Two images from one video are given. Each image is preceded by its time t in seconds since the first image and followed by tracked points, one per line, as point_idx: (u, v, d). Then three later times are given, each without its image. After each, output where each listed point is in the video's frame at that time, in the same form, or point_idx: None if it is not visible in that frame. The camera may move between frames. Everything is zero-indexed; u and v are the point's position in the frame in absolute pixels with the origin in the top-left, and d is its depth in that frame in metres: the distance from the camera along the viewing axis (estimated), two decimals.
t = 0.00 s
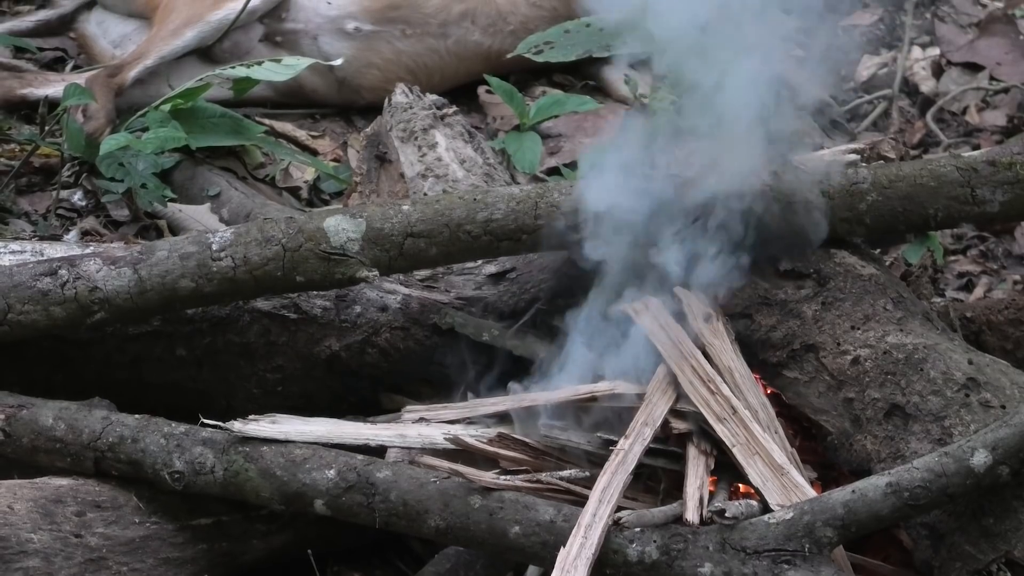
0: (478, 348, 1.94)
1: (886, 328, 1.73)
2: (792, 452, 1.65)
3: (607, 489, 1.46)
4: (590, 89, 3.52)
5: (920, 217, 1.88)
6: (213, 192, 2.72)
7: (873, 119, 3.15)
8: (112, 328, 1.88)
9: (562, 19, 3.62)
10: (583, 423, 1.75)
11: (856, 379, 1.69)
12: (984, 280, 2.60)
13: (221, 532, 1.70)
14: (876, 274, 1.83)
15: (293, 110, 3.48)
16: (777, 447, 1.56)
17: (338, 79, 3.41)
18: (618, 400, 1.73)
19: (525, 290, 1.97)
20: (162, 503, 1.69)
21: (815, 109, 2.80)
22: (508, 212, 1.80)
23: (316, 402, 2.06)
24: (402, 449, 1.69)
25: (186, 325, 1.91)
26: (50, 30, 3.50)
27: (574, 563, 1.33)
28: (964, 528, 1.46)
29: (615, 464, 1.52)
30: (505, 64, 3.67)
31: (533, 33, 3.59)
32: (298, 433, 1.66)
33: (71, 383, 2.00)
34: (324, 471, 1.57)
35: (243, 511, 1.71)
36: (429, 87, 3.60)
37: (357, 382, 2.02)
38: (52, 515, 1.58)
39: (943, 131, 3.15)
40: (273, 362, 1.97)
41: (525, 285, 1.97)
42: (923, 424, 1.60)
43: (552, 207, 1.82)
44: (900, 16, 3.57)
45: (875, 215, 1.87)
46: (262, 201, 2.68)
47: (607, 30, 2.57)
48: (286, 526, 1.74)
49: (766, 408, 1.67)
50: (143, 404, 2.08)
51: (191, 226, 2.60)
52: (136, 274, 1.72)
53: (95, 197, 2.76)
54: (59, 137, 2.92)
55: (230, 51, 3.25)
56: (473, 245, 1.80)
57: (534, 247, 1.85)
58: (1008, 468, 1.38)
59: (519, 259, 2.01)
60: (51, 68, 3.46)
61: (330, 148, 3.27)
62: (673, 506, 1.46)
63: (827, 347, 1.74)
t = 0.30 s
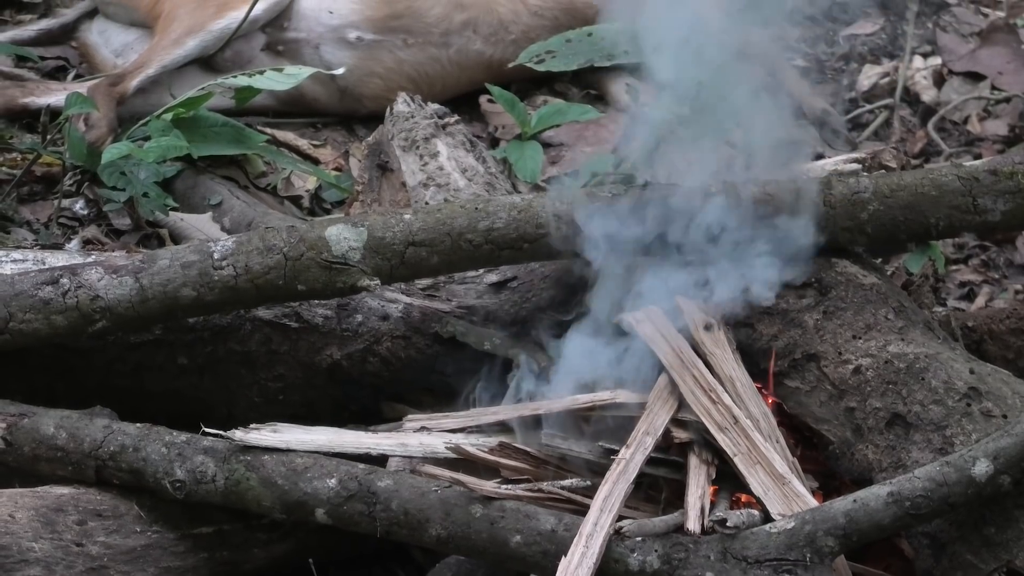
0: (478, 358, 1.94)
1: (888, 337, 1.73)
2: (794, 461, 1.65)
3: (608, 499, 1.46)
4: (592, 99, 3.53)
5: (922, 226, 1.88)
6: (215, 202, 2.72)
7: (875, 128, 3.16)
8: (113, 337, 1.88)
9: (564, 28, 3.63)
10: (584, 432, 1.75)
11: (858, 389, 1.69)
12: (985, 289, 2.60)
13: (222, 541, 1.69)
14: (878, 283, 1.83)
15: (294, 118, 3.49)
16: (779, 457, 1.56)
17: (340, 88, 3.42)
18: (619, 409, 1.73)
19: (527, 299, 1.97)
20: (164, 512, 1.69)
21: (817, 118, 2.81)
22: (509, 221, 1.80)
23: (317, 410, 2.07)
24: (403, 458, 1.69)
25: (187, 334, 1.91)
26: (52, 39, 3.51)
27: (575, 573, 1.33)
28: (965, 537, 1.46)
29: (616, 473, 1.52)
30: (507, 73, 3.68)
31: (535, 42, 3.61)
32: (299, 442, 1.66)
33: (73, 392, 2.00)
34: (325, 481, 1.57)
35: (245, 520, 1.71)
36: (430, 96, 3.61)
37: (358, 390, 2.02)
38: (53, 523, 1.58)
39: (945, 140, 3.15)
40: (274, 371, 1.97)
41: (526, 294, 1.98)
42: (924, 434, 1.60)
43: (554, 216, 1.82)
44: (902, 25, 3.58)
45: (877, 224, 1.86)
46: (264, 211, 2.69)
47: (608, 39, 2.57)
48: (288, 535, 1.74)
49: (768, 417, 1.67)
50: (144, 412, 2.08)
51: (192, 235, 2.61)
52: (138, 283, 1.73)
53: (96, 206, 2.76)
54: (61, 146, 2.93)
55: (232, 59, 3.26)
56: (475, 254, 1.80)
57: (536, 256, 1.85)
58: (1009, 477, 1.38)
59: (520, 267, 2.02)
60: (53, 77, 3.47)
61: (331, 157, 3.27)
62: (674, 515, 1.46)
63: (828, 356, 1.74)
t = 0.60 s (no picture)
0: (482, 372, 1.95)
1: (890, 351, 1.73)
2: (797, 474, 1.65)
3: (612, 512, 1.46)
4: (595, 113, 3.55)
5: (925, 239, 1.88)
6: (219, 215, 2.73)
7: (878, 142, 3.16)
8: (116, 350, 1.87)
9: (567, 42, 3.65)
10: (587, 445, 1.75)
11: (861, 403, 1.69)
12: (988, 303, 2.61)
13: (225, 555, 1.69)
14: (880, 297, 1.84)
15: (298, 132, 3.51)
16: (781, 470, 1.56)
17: (343, 102, 3.44)
18: (622, 423, 1.73)
19: (530, 312, 1.98)
20: (167, 525, 1.69)
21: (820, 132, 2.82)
22: (513, 234, 1.80)
23: (320, 424, 2.06)
24: (406, 472, 1.69)
25: (190, 347, 1.90)
26: (56, 52, 3.52)
27: None
28: (968, 551, 1.45)
29: (620, 486, 1.52)
30: (511, 87, 3.70)
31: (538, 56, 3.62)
32: (302, 456, 1.66)
33: (76, 405, 2.00)
34: (328, 494, 1.57)
35: (247, 533, 1.71)
36: (434, 109, 3.63)
37: (361, 404, 2.02)
38: (56, 536, 1.57)
39: (948, 154, 3.16)
40: (277, 385, 1.97)
41: (530, 308, 1.98)
42: (927, 447, 1.60)
43: (557, 230, 1.82)
44: (904, 39, 3.59)
45: (880, 238, 1.87)
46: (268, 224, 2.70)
47: (611, 53, 2.59)
48: (290, 548, 1.73)
49: (771, 431, 1.67)
50: (147, 426, 2.08)
51: (195, 249, 2.61)
52: (141, 296, 1.73)
53: (100, 220, 2.77)
54: (64, 159, 2.94)
55: (235, 73, 3.28)
56: (479, 267, 1.81)
57: (539, 270, 1.85)
58: (1013, 491, 1.37)
59: (523, 281, 2.01)
60: (56, 91, 3.49)
61: (335, 171, 3.29)
62: (678, 529, 1.46)
63: (831, 370, 1.75)
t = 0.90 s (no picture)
0: (487, 385, 1.95)
1: (896, 364, 1.73)
2: (803, 488, 1.64)
3: (617, 526, 1.46)
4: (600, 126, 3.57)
5: (931, 253, 1.88)
6: (225, 228, 2.75)
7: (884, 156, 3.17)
8: (122, 363, 1.88)
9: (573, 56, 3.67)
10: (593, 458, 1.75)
11: (867, 417, 1.69)
12: (994, 317, 2.60)
13: (230, 567, 1.70)
14: (886, 311, 1.84)
15: (304, 145, 3.52)
16: (788, 484, 1.56)
17: (349, 115, 3.46)
18: (627, 437, 1.74)
19: (536, 325, 1.98)
20: (172, 539, 1.69)
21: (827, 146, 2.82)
22: (518, 247, 1.82)
23: (325, 436, 2.07)
24: (412, 485, 1.69)
25: (197, 360, 1.91)
26: (63, 65, 3.55)
27: None
28: (975, 566, 1.45)
29: (625, 500, 1.52)
30: (516, 100, 3.72)
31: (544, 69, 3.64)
32: (308, 469, 1.66)
33: (82, 418, 2.00)
34: (334, 507, 1.57)
35: (253, 546, 1.72)
36: (440, 123, 3.65)
37: (367, 417, 2.02)
38: (62, 549, 1.57)
39: (954, 168, 3.17)
40: (283, 398, 1.97)
41: (536, 321, 1.98)
42: (933, 461, 1.59)
43: (563, 243, 1.83)
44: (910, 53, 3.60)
45: (885, 252, 1.87)
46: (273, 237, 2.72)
47: (617, 67, 2.61)
48: (295, 562, 1.74)
49: (777, 445, 1.67)
50: (152, 438, 2.08)
51: (202, 262, 2.63)
52: (147, 309, 1.74)
53: (106, 233, 2.79)
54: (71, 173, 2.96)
55: (241, 86, 3.30)
56: (484, 280, 1.81)
57: (545, 283, 1.86)
58: (1019, 505, 1.37)
59: (529, 294, 2.02)
60: (63, 104, 3.52)
61: (341, 184, 3.30)
62: (683, 542, 1.46)
63: (837, 385, 1.75)
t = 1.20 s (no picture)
0: (494, 396, 1.96)
1: (904, 376, 1.73)
2: (810, 500, 1.64)
3: (625, 538, 1.47)
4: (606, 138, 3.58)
5: (937, 264, 1.88)
6: (231, 240, 2.77)
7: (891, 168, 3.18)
8: (129, 376, 1.88)
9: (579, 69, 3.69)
10: (600, 471, 1.75)
11: (874, 428, 1.69)
12: (1001, 328, 2.60)
13: None
14: (893, 323, 1.84)
15: (310, 158, 3.54)
16: (795, 496, 1.56)
17: (356, 128, 3.48)
18: (634, 448, 1.74)
19: (543, 336, 1.99)
20: (179, 551, 1.70)
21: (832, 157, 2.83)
22: (525, 259, 1.82)
23: (332, 449, 2.07)
24: (419, 497, 1.69)
25: (204, 372, 1.91)
26: (69, 78, 3.57)
27: None
28: None
29: (632, 512, 1.53)
30: (522, 113, 3.74)
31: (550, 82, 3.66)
32: (314, 481, 1.67)
33: (89, 431, 2.01)
34: (341, 519, 1.57)
35: (260, 558, 1.71)
36: (446, 135, 3.67)
37: (374, 429, 2.02)
38: (70, 561, 1.57)
39: (961, 179, 3.17)
40: (290, 411, 1.97)
41: (543, 332, 1.99)
42: (940, 472, 1.59)
43: (569, 254, 1.84)
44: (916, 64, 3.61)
45: (891, 263, 1.87)
46: (279, 250, 2.73)
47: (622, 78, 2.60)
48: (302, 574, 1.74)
49: (784, 457, 1.67)
50: (159, 451, 2.08)
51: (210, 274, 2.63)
52: (153, 322, 1.75)
53: (113, 246, 2.81)
54: (78, 186, 2.98)
55: (248, 99, 3.32)
56: (491, 292, 1.82)
57: (551, 295, 1.86)
58: None
59: (536, 306, 2.03)
60: (70, 117, 3.54)
61: (347, 197, 3.32)
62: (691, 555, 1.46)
63: (844, 396, 1.75)
